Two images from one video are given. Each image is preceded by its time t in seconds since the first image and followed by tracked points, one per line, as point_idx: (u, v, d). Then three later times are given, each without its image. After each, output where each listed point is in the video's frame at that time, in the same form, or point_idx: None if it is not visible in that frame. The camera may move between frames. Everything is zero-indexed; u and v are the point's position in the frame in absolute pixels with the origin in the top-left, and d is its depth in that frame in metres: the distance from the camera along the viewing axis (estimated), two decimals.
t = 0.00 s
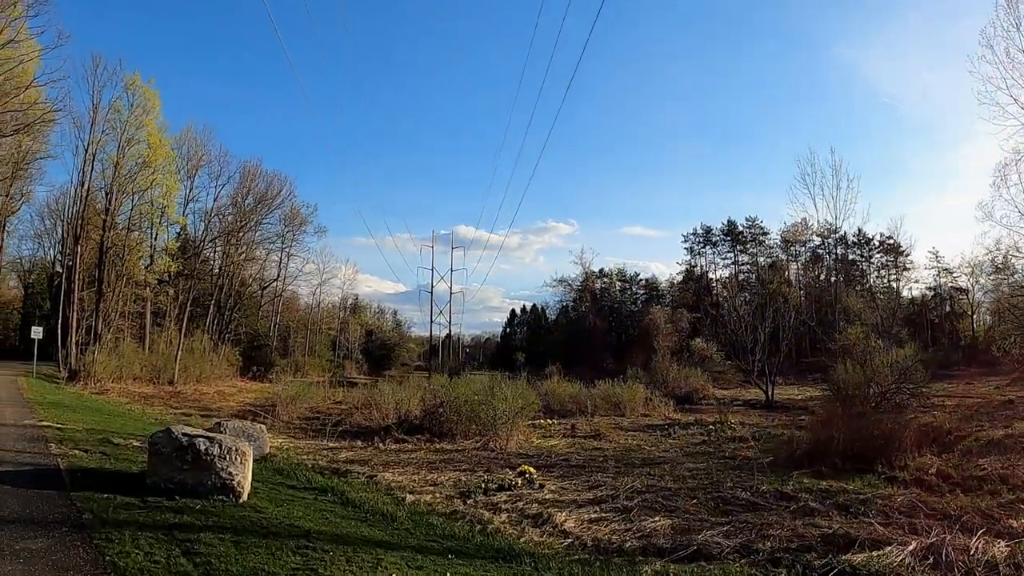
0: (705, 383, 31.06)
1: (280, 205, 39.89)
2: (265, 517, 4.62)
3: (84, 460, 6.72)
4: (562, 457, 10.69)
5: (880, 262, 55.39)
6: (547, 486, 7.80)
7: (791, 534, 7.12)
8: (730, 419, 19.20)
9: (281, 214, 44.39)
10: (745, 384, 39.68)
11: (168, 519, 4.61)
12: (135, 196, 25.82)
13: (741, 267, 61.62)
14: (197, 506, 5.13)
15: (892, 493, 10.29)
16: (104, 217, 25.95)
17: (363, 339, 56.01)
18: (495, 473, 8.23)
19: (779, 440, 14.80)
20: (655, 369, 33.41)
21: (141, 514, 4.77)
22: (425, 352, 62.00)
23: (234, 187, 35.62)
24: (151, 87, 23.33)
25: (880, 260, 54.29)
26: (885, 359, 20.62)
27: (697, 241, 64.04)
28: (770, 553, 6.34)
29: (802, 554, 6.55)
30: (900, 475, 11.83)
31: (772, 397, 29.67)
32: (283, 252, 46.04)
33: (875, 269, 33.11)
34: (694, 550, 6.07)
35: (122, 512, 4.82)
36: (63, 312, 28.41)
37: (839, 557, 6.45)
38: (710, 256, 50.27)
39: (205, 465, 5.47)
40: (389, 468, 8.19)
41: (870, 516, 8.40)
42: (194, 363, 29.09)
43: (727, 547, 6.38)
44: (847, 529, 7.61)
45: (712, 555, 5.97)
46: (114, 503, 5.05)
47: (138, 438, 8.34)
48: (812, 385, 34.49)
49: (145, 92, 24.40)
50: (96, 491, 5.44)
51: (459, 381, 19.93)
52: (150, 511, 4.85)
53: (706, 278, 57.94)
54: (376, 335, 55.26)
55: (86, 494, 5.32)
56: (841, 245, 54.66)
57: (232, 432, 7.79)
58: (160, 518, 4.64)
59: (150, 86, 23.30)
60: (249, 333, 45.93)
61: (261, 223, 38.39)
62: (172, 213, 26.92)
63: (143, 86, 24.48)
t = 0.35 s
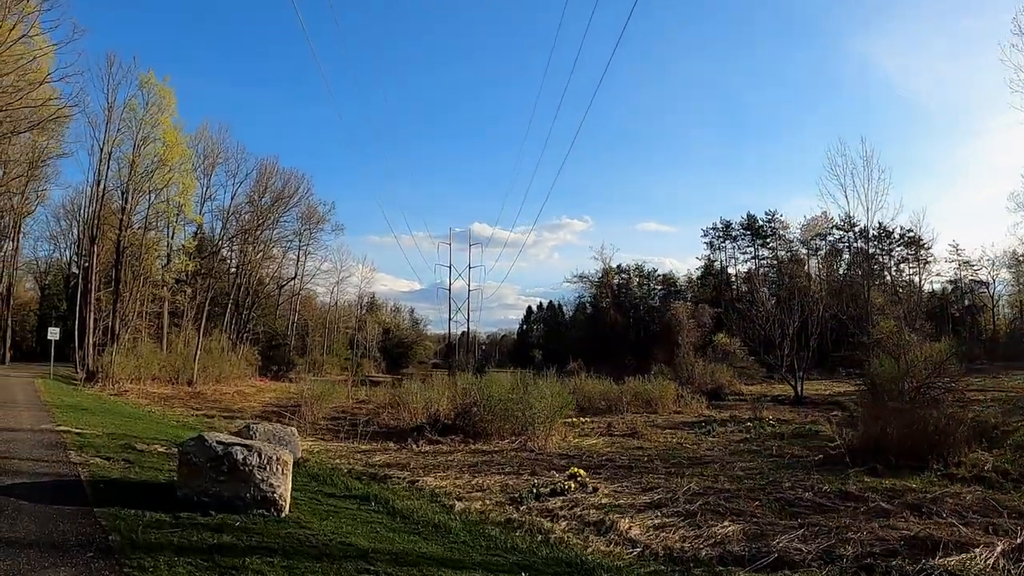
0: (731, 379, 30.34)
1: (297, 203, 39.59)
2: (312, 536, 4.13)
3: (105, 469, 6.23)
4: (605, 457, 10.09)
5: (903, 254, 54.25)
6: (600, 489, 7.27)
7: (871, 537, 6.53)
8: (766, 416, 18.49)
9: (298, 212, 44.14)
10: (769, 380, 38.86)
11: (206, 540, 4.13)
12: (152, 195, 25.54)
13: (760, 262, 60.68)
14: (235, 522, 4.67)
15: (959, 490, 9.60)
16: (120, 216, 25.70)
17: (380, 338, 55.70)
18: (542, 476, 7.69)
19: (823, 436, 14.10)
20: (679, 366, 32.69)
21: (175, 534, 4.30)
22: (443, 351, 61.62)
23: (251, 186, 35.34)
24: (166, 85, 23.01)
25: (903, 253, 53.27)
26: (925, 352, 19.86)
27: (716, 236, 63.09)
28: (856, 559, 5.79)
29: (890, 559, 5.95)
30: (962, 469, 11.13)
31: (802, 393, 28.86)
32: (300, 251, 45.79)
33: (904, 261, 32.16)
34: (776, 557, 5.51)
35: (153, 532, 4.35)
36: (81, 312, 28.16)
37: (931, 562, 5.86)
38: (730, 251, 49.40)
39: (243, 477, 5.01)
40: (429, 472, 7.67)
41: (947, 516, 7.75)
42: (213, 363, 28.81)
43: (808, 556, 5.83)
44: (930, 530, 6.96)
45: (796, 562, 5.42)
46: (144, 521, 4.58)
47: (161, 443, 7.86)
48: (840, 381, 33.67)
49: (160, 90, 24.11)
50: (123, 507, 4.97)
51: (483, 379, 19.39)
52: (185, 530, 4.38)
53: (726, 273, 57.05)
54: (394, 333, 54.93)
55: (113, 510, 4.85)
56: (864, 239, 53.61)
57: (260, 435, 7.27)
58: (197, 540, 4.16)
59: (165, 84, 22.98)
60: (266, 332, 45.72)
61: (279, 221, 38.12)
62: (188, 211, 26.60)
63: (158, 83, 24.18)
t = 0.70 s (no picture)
0: (741, 377, 29.87)
1: (298, 204, 39.07)
2: (355, 565, 3.81)
3: (111, 485, 5.76)
4: (634, 461, 9.65)
5: (907, 250, 53.83)
6: (641, 496, 6.87)
7: (936, 540, 6.15)
8: (784, 414, 18.04)
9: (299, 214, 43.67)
10: (777, 378, 38.41)
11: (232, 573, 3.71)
12: (151, 197, 25.03)
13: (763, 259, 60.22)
14: (263, 548, 4.28)
15: (1007, 489, 9.18)
16: (119, 219, 25.19)
17: (381, 340, 55.21)
18: (577, 483, 7.27)
19: (850, 435, 13.67)
20: (687, 365, 32.20)
21: (196, 562, 3.88)
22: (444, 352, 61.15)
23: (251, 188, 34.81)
24: (165, 85, 22.48)
25: (907, 251, 52.89)
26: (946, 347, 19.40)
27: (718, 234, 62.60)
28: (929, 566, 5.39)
29: (964, 564, 5.56)
30: (1002, 466, 10.67)
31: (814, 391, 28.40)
32: (301, 252, 45.30)
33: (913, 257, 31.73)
34: (847, 567, 5.14)
35: (171, 561, 3.92)
36: (80, 317, 27.63)
37: (1010, 565, 5.47)
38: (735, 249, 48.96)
39: (269, 495, 4.62)
40: (456, 480, 7.24)
41: (1008, 516, 7.34)
42: (216, 367, 28.38)
43: (876, 562, 5.46)
44: (996, 531, 6.55)
45: (868, 570, 5.06)
46: (160, 548, 4.15)
47: (170, 454, 7.39)
48: (849, 379, 33.22)
49: (159, 90, 23.58)
50: (133, 530, 4.54)
51: (493, 381, 18.90)
52: (207, 557, 3.96)
53: (729, 272, 56.61)
54: (395, 335, 54.46)
55: (123, 535, 4.41)
56: (869, 236, 53.16)
57: (275, 444, 6.75)
58: (223, 570, 3.74)
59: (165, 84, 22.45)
60: (267, 336, 45.20)
61: (279, 223, 37.61)
62: (188, 213, 26.07)
63: (156, 83, 23.64)
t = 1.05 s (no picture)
0: (749, 381, 29.41)
1: (297, 209, 38.54)
2: None
3: (116, 506, 5.30)
4: (663, 469, 9.17)
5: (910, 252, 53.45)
6: (684, 507, 6.47)
7: (1006, 546, 5.77)
8: (802, 417, 17.57)
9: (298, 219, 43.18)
10: (783, 381, 37.96)
11: None
12: (149, 202, 24.51)
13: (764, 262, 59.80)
14: None
15: None
16: (116, 225, 24.69)
17: (380, 346, 54.64)
18: (613, 495, 6.84)
19: (877, 437, 13.18)
20: (693, 369, 31.75)
21: None
22: (444, 358, 60.55)
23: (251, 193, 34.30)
24: (163, 88, 21.98)
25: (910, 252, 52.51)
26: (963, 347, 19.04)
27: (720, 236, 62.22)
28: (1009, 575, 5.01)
29: None
30: None
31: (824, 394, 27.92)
32: (300, 258, 44.77)
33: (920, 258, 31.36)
34: None
35: None
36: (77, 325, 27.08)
37: None
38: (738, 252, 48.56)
39: (302, 521, 4.23)
40: (484, 493, 6.79)
41: None
42: (215, 375, 27.86)
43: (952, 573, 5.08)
44: None
45: None
46: None
47: (176, 469, 6.91)
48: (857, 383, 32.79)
49: (157, 94, 23.12)
50: (147, 563, 4.12)
51: (503, 387, 18.41)
52: None
53: (731, 275, 56.16)
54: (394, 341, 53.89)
55: (136, 568, 3.99)
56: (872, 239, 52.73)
57: (289, 458, 6.41)
58: None
59: (162, 87, 21.96)
60: (266, 343, 44.64)
61: (278, 229, 37.07)
62: (188, 218, 25.57)
63: (154, 86, 23.17)
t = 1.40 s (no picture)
0: (752, 381, 29.00)
1: (292, 209, 37.96)
2: None
3: (116, 526, 4.84)
4: (688, 473, 8.73)
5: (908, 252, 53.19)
6: (723, 513, 6.08)
7: None
8: (813, 417, 17.16)
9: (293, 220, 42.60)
10: (784, 382, 37.59)
11: None
12: (143, 202, 23.94)
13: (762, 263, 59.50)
14: None
15: None
16: (108, 226, 24.13)
17: (375, 348, 54.06)
18: (648, 501, 6.49)
19: (897, 437, 12.80)
20: (695, 370, 31.36)
21: None
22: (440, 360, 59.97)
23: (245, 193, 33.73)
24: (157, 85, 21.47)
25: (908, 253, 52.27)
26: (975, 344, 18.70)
27: (717, 237, 61.88)
28: None
29: None
30: None
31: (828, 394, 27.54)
32: (295, 259, 44.17)
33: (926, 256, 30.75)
34: None
35: None
36: (69, 327, 26.44)
37: None
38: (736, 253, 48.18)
39: (337, 545, 3.85)
40: (509, 502, 6.34)
41: None
42: (211, 377, 27.31)
43: None
44: None
45: None
46: None
47: (178, 479, 6.44)
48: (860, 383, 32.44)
49: (151, 92, 22.60)
50: None
51: (507, 390, 17.95)
52: None
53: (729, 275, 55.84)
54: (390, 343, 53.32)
55: None
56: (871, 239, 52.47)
57: (303, 466, 6.07)
58: None
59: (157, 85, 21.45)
60: (261, 345, 44.04)
61: (273, 230, 36.50)
62: (182, 218, 24.99)
63: (148, 84, 22.66)
